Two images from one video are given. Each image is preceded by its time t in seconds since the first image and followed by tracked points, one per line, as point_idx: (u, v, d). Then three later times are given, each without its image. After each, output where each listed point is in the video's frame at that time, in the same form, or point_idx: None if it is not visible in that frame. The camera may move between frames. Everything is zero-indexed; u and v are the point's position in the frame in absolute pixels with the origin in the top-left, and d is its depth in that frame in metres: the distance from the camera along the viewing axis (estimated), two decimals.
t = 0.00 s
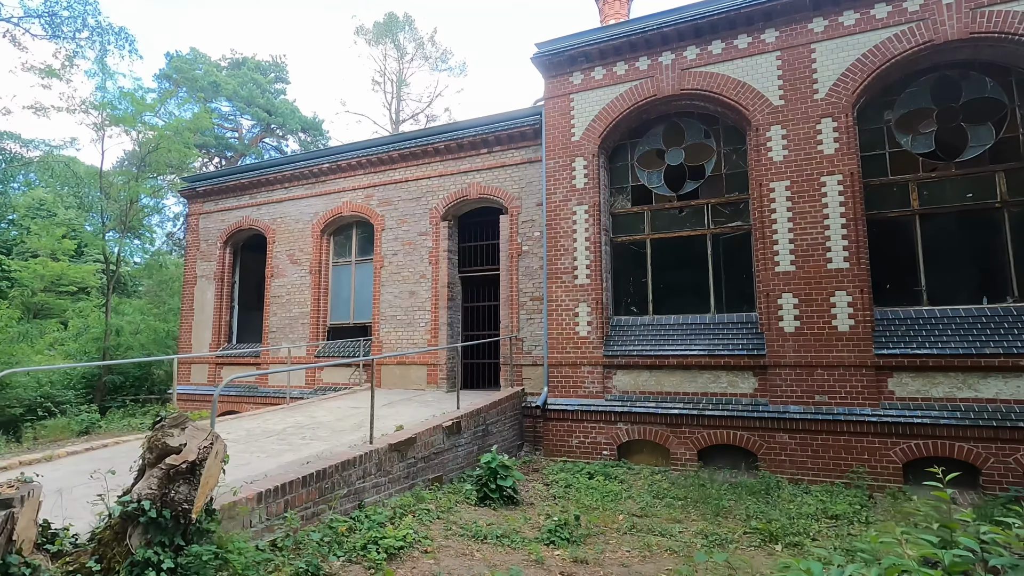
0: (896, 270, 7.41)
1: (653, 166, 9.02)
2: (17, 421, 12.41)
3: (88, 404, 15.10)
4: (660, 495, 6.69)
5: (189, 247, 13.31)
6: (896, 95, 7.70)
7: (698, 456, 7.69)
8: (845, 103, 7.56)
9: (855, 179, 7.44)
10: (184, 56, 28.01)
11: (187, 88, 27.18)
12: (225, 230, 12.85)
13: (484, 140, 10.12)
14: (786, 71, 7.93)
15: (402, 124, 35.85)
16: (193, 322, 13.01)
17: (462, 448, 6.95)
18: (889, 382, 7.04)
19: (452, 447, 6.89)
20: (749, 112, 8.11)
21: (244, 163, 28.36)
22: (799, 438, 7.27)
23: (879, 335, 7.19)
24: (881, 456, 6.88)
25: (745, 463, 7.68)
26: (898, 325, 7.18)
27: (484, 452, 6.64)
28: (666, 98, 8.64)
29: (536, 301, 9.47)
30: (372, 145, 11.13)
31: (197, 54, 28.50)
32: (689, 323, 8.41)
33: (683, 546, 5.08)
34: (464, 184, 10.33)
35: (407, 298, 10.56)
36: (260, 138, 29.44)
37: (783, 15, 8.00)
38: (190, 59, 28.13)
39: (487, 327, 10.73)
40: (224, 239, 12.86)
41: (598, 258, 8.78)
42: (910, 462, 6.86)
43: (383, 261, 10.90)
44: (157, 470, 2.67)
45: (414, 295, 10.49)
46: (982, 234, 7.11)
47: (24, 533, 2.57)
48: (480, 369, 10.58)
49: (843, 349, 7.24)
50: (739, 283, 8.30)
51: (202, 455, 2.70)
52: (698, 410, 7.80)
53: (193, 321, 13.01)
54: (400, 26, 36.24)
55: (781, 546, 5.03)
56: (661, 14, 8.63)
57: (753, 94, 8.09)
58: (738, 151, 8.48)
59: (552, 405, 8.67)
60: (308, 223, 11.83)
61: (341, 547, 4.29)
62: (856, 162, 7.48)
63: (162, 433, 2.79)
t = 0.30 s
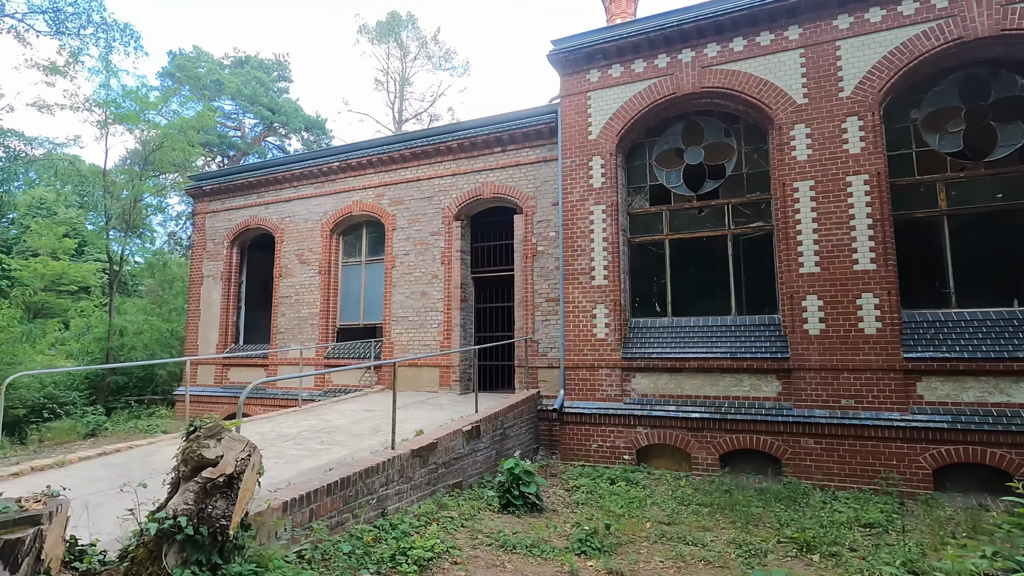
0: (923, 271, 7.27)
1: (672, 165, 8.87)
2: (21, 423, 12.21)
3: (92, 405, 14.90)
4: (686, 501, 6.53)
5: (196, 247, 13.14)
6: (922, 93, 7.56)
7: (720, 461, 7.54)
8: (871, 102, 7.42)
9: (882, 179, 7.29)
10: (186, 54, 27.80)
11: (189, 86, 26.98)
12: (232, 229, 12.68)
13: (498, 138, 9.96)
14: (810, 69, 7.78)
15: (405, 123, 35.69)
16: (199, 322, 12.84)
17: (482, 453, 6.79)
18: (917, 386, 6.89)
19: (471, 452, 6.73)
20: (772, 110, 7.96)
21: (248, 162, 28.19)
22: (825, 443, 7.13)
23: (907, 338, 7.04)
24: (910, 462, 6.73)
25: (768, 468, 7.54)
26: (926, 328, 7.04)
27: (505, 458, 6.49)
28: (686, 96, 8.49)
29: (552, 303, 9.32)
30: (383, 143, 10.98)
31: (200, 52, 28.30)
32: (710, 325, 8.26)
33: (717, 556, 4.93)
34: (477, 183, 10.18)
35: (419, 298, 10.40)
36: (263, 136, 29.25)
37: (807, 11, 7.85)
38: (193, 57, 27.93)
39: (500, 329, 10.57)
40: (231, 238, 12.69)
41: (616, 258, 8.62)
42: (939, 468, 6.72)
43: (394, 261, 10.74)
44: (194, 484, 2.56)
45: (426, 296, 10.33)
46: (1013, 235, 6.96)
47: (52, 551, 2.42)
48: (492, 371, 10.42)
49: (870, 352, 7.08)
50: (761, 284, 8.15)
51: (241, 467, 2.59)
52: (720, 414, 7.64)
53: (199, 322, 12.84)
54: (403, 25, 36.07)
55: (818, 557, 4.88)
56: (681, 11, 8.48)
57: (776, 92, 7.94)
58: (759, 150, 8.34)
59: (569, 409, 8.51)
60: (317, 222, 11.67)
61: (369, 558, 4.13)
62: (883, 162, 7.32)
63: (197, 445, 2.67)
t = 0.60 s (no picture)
0: (952, 269, 7.15)
1: (692, 162, 8.75)
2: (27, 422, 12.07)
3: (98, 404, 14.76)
4: (712, 502, 6.42)
5: (205, 244, 13.03)
6: (950, 89, 7.46)
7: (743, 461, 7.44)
8: (899, 97, 7.31)
9: (910, 175, 7.17)
10: (191, 51, 27.68)
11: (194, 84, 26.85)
12: (242, 227, 12.57)
13: (514, 134, 9.85)
14: (835, 63, 7.67)
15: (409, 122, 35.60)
16: (208, 321, 12.72)
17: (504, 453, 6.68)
18: (947, 386, 6.77)
19: (494, 452, 6.61)
20: (796, 105, 7.84)
21: (252, 160, 28.09)
22: (852, 443, 7.02)
23: (936, 336, 6.92)
24: (940, 462, 6.62)
25: (792, 468, 7.45)
26: (955, 326, 6.93)
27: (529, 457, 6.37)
28: (707, 91, 8.37)
29: (569, 301, 9.20)
30: (396, 139, 10.85)
31: (204, 50, 28.17)
32: (732, 324, 8.15)
33: (753, 558, 4.82)
34: (492, 180, 10.07)
35: (433, 296, 10.29)
36: (267, 134, 29.13)
37: (832, 6, 7.74)
38: (197, 55, 27.78)
39: (514, 327, 10.46)
40: (241, 236, 12.58)
41: (635, 256, 8.50)
42: (970, 468, 6.61)
43: (408, 259, 10.63)
44: (244, 484, 2.59)
45: (441, 294, 10.22)
46: None
47: (96, 555, 2.30)
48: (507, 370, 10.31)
49: (898, 351, 6.97)
50: (784, 282, 8.03)
51: (291, 467, 2.61)
52: (743, 414, 7.53)
53: (209, 320, 12.72)
54: (407, 23, 35.99)
55: (858, 559, 4.78)
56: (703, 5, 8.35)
57: (800, 87, 7.83)
58: (782, 146, 8.23)
59: (588, 408, 8.39)
60: (329, 220, 11.56)
61: (403, 560, 4.02)
62: (910, 157, 7.20)
63: (246, 443, 2.71)
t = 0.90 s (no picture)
0: (981, 271, 7.03)
1: (711, 162, 8.63)
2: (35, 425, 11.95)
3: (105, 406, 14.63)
4: (739, 509, 6.29)
5: (214, 245, 12.92)
6: (977, 87, 7.33)
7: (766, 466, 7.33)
8: (926, 96, 7.17)
9: (938, 175, 7.04)
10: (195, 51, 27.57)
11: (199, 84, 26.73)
12: (251, 227, 12.45)
13: (529, 134, 9.73)
14: (860, 62, 7.55)
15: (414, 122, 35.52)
16: (217, 322, 12.60)
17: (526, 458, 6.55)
18: (977, 390, 6.64)
19: (516, 457, 6.49)
20: (820, 104, 7.72)
21: (257, 160, 27.99)
22: (879, 449, 6.89)
23: (966, 340, 6.79)
24: (971, 469, 6.50)
25: (815, 473, 7.34)
26: (985, 330, 6.80)
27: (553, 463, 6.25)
28: (728, 90, 8.24)
29: (586, 303, 9.08)
30: (409, 139, 10.73)
31: (208, 50, 28.06)
32: (754, 326, 8.02)
33: (791, 568, 4.70)
34: (507, 181, 9.95)
35: (447, 298, 10.16)
36: (272, 134, 29.04)
37: (856, 3, 7.61)
38: (202, 55, 27.64)
39: (529, 329, 10.34)
40: (250, 236, 12.46)
41: (655, 258, 8.36)
42: (1002, 475, 6.48)
43: (421, 260, 10.51)
44: (294, 500, 2.60)
45: (454, 295, 10.10)
46: None
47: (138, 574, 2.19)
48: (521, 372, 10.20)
49: (926, 355, 6.83)
50: (807, 284, 7.91)
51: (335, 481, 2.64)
52: (766, 418, 7.40)
53: (218, 322, 12.60)
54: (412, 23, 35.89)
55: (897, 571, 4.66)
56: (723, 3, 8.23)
57: (824, 86, 7.70)
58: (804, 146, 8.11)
59: (607, 412, 8.26)
60: (340, 220, 11.44)
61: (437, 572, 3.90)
62: (939, 157, 7.07)
63: (294, 457, 2.73)
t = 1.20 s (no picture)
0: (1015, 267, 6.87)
1: (733, 156, 8.47)
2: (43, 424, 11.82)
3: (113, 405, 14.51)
4: (769, 510, 6.13)
5: (223, 243, 12.79)
6: (1009, 79, 7.17)
7: (792, 467, 7.17)
8: (958, 87, 7.01)
9: (970, 169, 6.87)
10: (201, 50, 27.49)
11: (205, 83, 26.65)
12: (261, 225, 12.32)
13: (545, 129, 9.58)
14: (888, 54, 7.38)
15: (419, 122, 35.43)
16: (227, 320, 12.47)
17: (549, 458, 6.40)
18: (1012, 389, 6.47)
19: (539, 457, 6.34)
20: (846, 97, 7.56)
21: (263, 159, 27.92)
22: (910, 449, 6.73)
23: (1000, 337, 6.62)
24: (1006, 469, 6.33)
25: (843, 474, 7.18)
26: (1020, 327, 6.63)
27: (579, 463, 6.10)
28: (751, 84, 8.08)
29: (604, 300, 8.93)
30: (422, 135, 10.59)
31: (214, 49, 27.98)
32: (778, 324, 7.86)
33: (832, 572, 4.53)
34: (522, 177, 9.81)
35: (461, 295, 10.02)
36: (277, 133, 28.95)
37: None
38: (208, 54, 27.54)
39: (544, 328, 10.19)
40: (260, 234, 12.33)
41: (676, 254, 8.20)
42: None
43: (434, 257, 10.37)
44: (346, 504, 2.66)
45: (469, 293, 9.95)
46: None
47: None
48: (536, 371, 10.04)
49: (959, 353, 6.66)
50: (833, 280, 7.75)
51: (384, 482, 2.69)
52: (792, 418, 7.24)
53: (227, 320, 12.47)
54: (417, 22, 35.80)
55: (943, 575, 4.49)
56: None
57: (851, 78, 7.54)
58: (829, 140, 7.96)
59: (627, 411, 8.10)
60: (351, 217, 11.31)
61: None
62: (970, 150, 6.90)
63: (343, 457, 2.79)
